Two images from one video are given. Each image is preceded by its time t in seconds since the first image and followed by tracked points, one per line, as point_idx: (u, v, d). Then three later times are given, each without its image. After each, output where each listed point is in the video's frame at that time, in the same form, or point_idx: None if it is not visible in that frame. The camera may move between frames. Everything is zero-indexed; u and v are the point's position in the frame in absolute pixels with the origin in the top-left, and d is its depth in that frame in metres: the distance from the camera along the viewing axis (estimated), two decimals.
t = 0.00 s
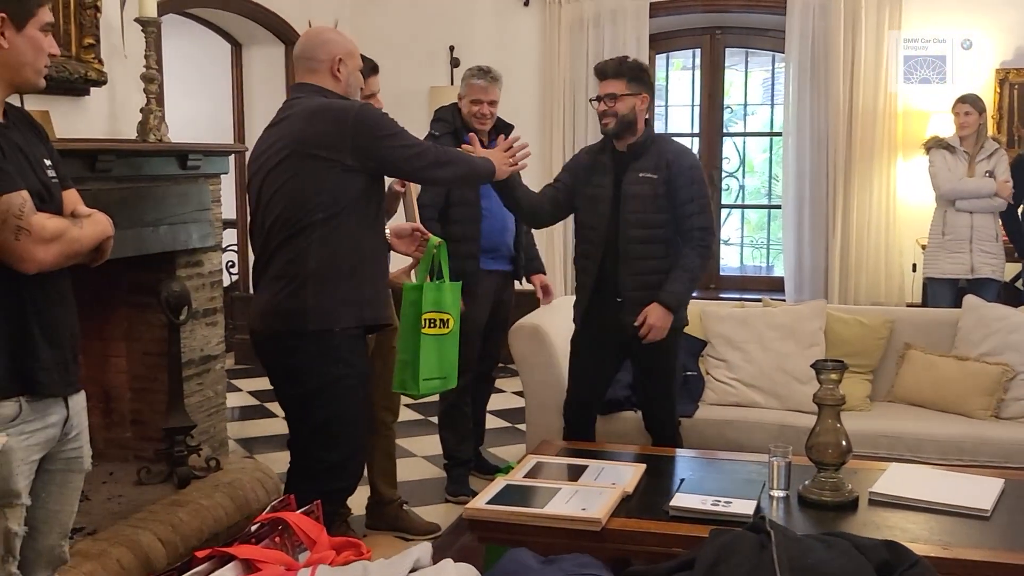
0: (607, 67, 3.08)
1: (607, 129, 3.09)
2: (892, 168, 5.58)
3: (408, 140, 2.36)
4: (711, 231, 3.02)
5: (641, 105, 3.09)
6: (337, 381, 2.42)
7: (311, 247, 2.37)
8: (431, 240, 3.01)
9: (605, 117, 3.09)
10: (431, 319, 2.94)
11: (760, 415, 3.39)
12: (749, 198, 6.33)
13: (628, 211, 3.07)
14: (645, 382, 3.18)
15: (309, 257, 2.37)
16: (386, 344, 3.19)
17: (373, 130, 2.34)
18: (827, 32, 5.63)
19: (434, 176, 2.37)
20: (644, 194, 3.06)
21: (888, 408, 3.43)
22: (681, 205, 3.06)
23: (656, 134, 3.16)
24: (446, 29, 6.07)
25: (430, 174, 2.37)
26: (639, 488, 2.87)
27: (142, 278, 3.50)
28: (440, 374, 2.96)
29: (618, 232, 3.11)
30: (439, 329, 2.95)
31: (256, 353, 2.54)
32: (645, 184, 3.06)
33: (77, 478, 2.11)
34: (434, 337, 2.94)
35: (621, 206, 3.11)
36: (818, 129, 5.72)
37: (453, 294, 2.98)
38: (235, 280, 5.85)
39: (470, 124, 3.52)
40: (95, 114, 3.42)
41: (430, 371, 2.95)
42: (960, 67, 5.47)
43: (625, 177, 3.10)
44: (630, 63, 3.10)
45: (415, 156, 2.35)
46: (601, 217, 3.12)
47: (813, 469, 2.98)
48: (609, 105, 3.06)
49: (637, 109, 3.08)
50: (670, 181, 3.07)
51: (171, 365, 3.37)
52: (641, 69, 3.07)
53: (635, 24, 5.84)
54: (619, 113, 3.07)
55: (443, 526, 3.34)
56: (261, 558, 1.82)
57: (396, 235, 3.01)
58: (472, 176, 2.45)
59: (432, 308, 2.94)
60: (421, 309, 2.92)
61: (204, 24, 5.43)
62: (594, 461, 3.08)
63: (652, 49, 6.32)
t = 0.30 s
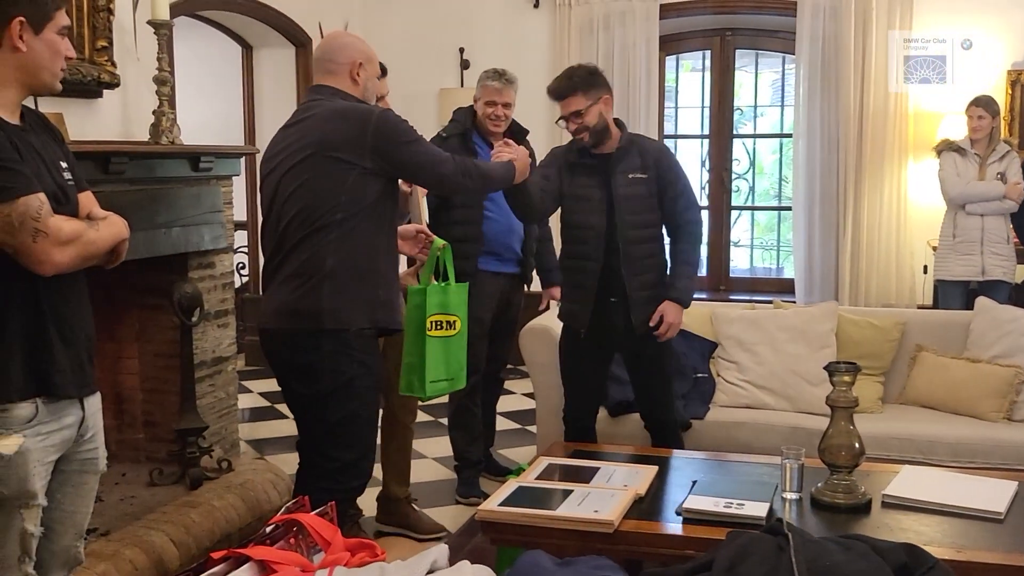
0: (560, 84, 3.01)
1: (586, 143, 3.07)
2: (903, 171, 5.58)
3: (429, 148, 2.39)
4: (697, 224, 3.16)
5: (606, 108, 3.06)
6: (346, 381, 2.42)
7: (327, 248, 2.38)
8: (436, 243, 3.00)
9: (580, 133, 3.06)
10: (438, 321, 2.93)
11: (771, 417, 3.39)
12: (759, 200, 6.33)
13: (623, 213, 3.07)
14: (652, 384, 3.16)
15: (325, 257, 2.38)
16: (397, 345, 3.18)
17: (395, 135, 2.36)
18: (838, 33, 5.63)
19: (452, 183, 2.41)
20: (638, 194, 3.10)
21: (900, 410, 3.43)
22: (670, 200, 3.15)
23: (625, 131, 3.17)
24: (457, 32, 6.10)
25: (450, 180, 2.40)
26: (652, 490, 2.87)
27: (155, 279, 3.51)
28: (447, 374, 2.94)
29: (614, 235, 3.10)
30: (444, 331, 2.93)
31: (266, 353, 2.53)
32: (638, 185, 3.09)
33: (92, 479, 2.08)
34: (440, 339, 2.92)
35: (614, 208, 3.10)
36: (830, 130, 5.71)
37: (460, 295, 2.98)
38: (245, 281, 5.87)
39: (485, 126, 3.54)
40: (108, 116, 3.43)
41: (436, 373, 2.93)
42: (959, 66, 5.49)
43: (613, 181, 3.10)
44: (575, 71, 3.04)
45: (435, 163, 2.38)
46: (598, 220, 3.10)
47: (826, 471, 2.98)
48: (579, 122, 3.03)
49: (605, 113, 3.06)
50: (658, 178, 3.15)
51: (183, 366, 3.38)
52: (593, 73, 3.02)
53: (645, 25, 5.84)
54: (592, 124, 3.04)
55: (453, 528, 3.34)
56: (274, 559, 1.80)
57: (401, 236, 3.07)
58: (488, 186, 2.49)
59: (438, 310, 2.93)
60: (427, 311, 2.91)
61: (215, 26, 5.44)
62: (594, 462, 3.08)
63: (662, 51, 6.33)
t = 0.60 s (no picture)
0: (552, 92, 3.04)
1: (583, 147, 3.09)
2: (919, 172, 5.58)
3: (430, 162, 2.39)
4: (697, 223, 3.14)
5: (599, 111, 3.07)
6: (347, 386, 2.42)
7: (329, 255, 2.39)
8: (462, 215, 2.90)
9: (575, 137, 3.08)
10: (462, 293, 2.90)
11: (786, 418, 3.39)
12: (773, 201, 6.32)
13: (624, 212, 3.08)
14: (661, 385, 3.17)
15: (327, 263, 2.39)
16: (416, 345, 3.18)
17: (398, 147, 2.36)
18: (852, 34, 5.63)
19: (450, 202, 2.40)
20: (638, 192, 3.09)
21: (916, 412, 3.42)
22: (670, 199, 3.15)
23: (622, 131, 3.17)
24: (471, 34, 6.12)
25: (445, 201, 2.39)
26: (668, 492, 2.86)
27: (172, 281, 3.53)
28: (471, 346, 2.91)
29: (616, 234, 3.11)
30: (469, 303, 2.90)
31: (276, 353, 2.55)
32: (637, 184, 3.08)
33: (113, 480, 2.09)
34: (464, 310, 2.90)
35: (614, 207, 3.11)
36: (844, 130, 5.70)
37: (485, 267, 2.93)
38: (260, 283, 5.90)
39: (502, 129, 3.53)
40: (125, 119, 3.45)
41: (459, 344, 2.91)
42: (959, 66, 5.51)
43: (613, 180, 3.10)
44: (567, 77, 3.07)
45: (433, 178, 2.37)
46: (598, 220, 3.10)
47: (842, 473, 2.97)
48: (572, 127, 3.05)
49: (598, 115, 3.07)
50: (658, 176, 3.14)
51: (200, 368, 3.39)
52: (584, 76, 3.04)
53: (659, 26, 5.84)
54: (586, 129, 3.05)
55: (466, 529, 3.34)
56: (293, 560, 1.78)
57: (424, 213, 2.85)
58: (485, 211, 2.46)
59: (462, 282, 2.90)
60: (450, 284, 2.88)
61: (231, 29, 5.47)
62: (608, 464, 3.08)
63: (676, 53, 6.33)
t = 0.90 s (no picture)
0: (591, 85, 3.05)
1: (610, 144, 3.09)
2: (934, 173, 5.56)
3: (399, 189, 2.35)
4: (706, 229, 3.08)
5: (635, 112, 3.07)
6: (344, 392, 2.42)
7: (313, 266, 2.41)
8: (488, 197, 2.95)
9: (606, 134, 3.08)
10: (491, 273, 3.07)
11: (801, 420, 3.38)
12: (786, 203, 6.31)
13: (627, 215, 3.12)
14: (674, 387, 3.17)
15: (312, 280, 2.41)
16: (434, 346, 3.17)
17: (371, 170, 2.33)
18: (866, 37, 5.62)
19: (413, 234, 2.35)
20: (645, 198, 3.10)
21: (932, 414, 3.41)
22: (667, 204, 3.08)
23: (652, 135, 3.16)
24: (484, 37, 6.14)
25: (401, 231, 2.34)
26: (682, 494, 2.86)
27: (187, 284, 3.54)
28: (501, 325, 3.11)
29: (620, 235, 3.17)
30: (497, 282, 3.09)
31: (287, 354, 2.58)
32: (646, 190, 3.09)
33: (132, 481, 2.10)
34: (493, 290, 3.09)
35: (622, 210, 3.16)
36: (857, 131, 5.69)
37: (511, 247, 3.11)
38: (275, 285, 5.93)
39: (513, 130, 3.54)
40: (142, 122, 3.47)
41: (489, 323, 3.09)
42: (959, 67, 5.51)
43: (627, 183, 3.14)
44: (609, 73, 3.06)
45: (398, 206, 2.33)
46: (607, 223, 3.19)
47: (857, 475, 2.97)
48: (604, 124, 3.06)
49: (633, 116, 3.06)
50: (667, 183, 3.09)
51: (215, 369, 3.41)
52: (625, 75, 3.03)
53: (672, 28, 5.84)
54: (618, 127, 3.05)
55: (480, 530, 3.35)
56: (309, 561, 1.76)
57: (453, 196, 2.90)
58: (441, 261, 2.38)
59: (491, 263, 3.07)
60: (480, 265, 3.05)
61: (245, 32, 5.50)
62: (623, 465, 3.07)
63: (689, 55, 6.33)
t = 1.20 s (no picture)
0: (586, 84, 3.09)
1: (601, 143, 3.14)
2: (944, 173, 5.55)
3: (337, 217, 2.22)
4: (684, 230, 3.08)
5: (627, 113, 3.10)
6: (324, 411, 2.36)
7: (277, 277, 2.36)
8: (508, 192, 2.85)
9: (598, 132, 3.13)
10: (510, 267, 2.93)
11: (810, 423, 3.38)
12: (796, 205, 6.31)
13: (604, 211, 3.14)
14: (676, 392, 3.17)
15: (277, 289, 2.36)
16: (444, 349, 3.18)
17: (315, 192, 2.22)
18: (875, 39, 5.61)
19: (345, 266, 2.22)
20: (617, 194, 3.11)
21: (942, 417, 3.40)
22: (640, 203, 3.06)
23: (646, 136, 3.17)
24: (493, 40, 6.15)
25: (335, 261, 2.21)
26: (693, 497, 2.86)
27: (196, 287, 3.55)
28: (522, 320, 2.97)
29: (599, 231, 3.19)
30: (516, 277, 2.95)
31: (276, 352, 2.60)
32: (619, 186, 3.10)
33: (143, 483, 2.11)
34: (512, 285, 2.95)
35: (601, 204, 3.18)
36: (867, 133, 5.68)
37: (531, 241, 2.97)
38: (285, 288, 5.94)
39: (519, 132, 3.55)
40: (152, 126, 3.48)
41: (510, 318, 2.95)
42: (959, 66, 5.50)
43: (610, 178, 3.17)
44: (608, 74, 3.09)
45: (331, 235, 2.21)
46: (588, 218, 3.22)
47: (867, 478, 2.96)
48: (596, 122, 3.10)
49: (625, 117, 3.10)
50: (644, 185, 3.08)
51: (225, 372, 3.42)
52: (620, 77, 3.06)
53: (681, 31, 5.84)
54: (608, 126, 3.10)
55: (489, 533, 3.35)
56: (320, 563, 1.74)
57: (474, 190, 2.81)
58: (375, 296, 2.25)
59: (510, 258, 2.93)
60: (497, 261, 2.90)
61: (255, 36, 5.51)
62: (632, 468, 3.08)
63: (698, 57, 6.33)
